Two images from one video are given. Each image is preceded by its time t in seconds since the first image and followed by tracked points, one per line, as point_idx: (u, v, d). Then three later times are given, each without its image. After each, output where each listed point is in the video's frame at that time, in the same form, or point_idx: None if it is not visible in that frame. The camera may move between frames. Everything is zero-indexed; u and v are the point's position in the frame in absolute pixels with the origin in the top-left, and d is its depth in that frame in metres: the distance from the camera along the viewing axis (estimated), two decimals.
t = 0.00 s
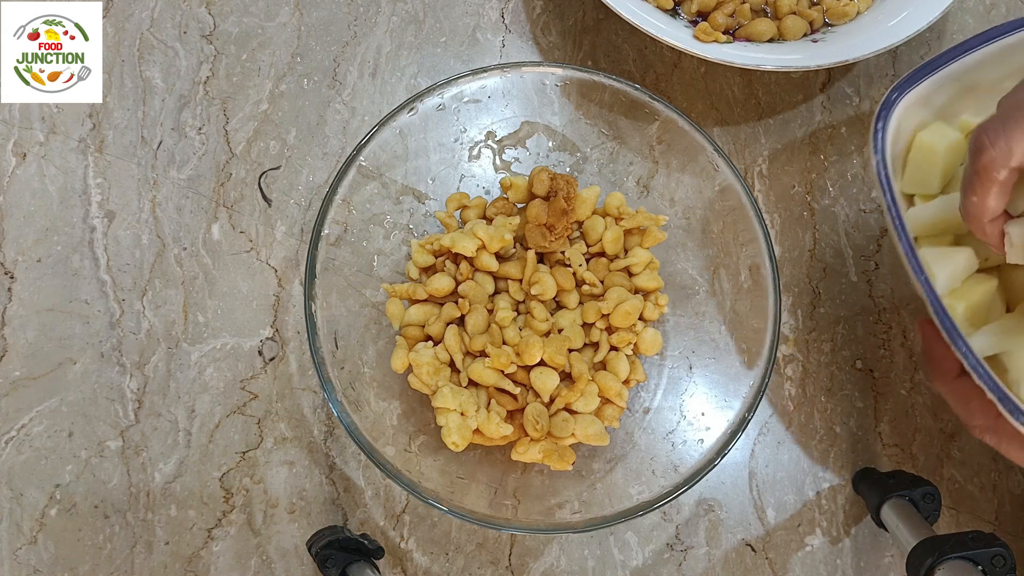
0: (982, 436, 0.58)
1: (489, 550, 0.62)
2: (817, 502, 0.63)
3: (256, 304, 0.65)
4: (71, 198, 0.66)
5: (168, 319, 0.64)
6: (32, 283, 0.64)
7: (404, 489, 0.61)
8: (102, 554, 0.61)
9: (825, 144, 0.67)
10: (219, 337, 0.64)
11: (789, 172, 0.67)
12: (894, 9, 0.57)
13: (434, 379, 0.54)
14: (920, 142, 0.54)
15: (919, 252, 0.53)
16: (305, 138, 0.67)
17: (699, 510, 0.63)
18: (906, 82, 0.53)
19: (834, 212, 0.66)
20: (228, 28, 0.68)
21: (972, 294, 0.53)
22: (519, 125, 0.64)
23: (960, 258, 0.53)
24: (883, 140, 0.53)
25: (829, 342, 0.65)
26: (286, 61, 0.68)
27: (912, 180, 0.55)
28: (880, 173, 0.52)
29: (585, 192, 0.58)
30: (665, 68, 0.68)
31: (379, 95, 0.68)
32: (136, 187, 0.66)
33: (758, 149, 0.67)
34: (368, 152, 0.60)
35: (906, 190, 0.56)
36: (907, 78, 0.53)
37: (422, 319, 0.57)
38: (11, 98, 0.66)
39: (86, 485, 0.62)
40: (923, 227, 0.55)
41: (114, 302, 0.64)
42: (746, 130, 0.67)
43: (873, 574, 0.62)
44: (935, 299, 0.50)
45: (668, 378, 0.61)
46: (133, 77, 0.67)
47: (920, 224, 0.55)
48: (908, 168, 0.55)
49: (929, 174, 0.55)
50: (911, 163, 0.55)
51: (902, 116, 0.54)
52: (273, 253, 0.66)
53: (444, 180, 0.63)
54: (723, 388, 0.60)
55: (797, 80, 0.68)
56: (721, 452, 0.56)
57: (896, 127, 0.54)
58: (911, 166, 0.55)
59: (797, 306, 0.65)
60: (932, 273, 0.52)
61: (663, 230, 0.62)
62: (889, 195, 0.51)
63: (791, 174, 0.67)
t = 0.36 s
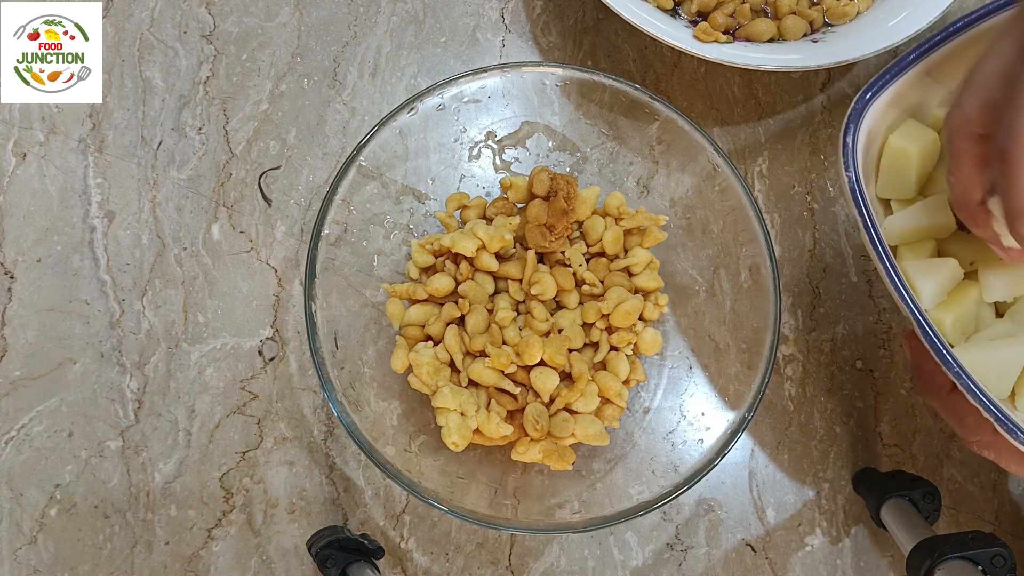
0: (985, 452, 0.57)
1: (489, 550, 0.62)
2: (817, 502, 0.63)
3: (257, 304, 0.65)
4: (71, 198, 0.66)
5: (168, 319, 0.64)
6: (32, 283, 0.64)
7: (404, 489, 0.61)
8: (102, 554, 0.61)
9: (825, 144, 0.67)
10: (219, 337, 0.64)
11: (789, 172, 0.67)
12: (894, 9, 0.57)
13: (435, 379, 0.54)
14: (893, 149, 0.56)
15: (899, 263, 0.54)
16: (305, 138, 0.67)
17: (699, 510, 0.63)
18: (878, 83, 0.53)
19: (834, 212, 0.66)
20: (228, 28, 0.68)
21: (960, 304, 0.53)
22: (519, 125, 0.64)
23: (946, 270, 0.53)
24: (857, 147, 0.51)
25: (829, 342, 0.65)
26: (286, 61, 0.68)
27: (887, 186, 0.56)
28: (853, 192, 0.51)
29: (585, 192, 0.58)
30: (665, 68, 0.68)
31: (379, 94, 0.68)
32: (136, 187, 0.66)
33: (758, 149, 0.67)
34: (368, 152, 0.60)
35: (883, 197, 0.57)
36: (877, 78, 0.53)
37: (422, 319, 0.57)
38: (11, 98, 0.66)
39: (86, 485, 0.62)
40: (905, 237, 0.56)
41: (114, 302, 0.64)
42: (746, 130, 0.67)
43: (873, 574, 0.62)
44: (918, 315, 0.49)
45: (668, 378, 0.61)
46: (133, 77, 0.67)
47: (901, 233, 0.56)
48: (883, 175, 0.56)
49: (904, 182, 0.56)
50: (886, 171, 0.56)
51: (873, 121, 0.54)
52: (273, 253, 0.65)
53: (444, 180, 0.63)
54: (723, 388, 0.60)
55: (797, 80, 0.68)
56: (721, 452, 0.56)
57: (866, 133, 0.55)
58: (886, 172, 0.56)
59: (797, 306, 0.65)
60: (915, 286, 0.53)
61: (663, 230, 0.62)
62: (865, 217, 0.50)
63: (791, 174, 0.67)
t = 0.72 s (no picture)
0: (1012, 445, 0.58)
1: (489, 550, 0.62)
2: (817, 502, 0.63)
3: (256, 304, 0.65)
4: (71, 198, 0.66)
5: (168, 319, 0.64)
6: (32, 283, 0.64)
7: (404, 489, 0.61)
8: (102, 554, 0.61)
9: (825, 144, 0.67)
10: (219, 337, 0.64)
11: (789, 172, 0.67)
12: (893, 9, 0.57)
13: (434, 379, 0.54)
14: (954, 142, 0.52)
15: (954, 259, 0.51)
16: (305, 137, 0.67)
17: (699, 510, 0.63)
18: (958, 79, 0.50)
19: (834, 212, 0.66)
20: (228, 28, 0.68)
21: (1008, 301, 0.52)
22: (519, 125, 0.64)
23: (1002, 266, 0.51)
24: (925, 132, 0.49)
25: (829, 342, 0.65)
26: (286, 61, 0.68)
27: (953, 183, 0.52)
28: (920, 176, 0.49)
29: (585, 192, 0.57)
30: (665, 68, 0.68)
31: (379, 94, 0.68)
32: (136, 187, 0.66)
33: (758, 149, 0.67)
34: (368, 153, 0.59)
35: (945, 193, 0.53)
36: (960, 74, 0.50)
37: (422, 319, 0.57)
38: (11, 98, 0.66)
39: (86, 485, 0.62)
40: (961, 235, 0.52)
41: (114, 302, 0.64)
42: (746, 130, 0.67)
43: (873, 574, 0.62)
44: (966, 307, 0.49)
45: (668, 378, 0.61)
46: (133, 77, 0.67)
47: (960, 228, 0.52)
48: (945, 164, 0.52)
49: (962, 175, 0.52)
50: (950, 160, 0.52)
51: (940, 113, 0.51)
52: (273, 253, 0.65)
53: (444, 180, 0.63)
54: (723, 388, 0.60)
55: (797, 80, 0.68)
56: (721, 452, 0.56)
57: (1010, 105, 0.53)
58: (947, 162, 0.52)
59: (797, 306, 0.65)
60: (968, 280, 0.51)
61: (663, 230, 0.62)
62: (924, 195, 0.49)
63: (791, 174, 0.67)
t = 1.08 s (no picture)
0: None
1: (489, 550, 0.62)
2: (817, 502, 0.63)
3: (257, 304, 0.65)
4: (71, 198, 0.66)
5: (168, 319, 0.64)
6: (32, 283, 0.64)
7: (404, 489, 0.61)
8: (102, 554, 0.61)
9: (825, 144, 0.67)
10: (220, 337, 0.64)
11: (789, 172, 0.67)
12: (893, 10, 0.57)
13: (434, 379, 0.54)
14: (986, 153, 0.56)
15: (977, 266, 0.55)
16: (305, 137, 0.67)
17: (699, 510, 0.63)
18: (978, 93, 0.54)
19: (834, 212, 0.66)
20: (228, 28, 0.68)
21: None
22: (520, 125, 0.63)
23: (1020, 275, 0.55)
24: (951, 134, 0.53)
25: (829, 342, 0.65)
26: (286, 61, 0.68)
27: (974, 193, 0.57)
28: (944, 181, 0.52)
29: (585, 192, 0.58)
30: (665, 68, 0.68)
31: (379, 95, 0.68)
32: (136, 187, 0.66)
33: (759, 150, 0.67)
34: (368, 153, 0.59)
35: (966, 202, 0.58)
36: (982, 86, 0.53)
37: (422, 319, 0.57)
38: (11, 98, 0.66)
39: (86, 485, 0.62)
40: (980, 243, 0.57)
41: (114, 302, 0.64)
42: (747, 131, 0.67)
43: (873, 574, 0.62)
44: (985, 310, 0.50)
45: (668, 378, 0.61)
46: (133, 77, 0.67)
47: (981, 237, 0.57)
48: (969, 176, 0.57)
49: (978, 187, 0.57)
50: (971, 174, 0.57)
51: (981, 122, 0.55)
52: (273, 253, 0.65)
53: (444, 180, 0.63)
54: (723, 388, 0.60)
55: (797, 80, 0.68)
56: (721, 451, 0.56)
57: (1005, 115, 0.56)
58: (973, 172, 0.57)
59: (797, 306, 0.65)
60: (988, 287, 0.55)
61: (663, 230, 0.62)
62: (949, 196, 0.51)
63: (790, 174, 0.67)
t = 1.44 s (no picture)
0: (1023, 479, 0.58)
1: (489, 550, 0.62)
2: (817, 502, 0.63)
3: (257, 304, 0.65)
4: (71, 198, 0.66)
5: (168, 319, 0.64)
6: (32, 283, 0.64)
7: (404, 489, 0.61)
8: (102, 554, 0.61)
9: (825, 144, 0.67)
10: (219, 337, 0.64)
11: (789, 172, 0.67)
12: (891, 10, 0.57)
13: (434, 379, 0.54)
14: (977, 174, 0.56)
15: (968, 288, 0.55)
16: (305, 137, 0.67)
17: (699, 510, 0.63)
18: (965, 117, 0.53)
19: (834, 212, 0.66)
20: (228, 28, 0.68)
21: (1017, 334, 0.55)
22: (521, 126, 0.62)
23: (1011, 298, 0.55)
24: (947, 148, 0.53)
25: (829, 342, 0.65)
26: (286, 61, 0.68)
27: (964, 216, 0.57)
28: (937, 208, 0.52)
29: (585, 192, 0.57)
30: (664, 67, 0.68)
31: (379, 94, 0.68)
32: (136, 187, 0.66)
33: (759, 149, 0.67)
34: (368, 153, 0.60)
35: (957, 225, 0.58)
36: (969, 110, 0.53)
37: (422, 319, 0.57)
38: (11, 98, 0.66)
39: (86, 485, 0.62)
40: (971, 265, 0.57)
41: (114, 302, 0.64)
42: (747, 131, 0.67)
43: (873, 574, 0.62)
44: (978, 335, 0.51)
45: (668, 378, 0.61)
46: (133, 77, 0.67)
47: (971, 259, 0.56)
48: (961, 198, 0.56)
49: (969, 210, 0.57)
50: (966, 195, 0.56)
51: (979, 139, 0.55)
52: (273, 253, 0.65)
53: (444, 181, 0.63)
54: (723, 388, 0.60)
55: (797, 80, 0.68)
56: (721, 452, 0.56)
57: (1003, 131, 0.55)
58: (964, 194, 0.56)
59: (797, 306, 0.65)
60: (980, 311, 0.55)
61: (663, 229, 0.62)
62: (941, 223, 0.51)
63: (790, 174, 0.67)
